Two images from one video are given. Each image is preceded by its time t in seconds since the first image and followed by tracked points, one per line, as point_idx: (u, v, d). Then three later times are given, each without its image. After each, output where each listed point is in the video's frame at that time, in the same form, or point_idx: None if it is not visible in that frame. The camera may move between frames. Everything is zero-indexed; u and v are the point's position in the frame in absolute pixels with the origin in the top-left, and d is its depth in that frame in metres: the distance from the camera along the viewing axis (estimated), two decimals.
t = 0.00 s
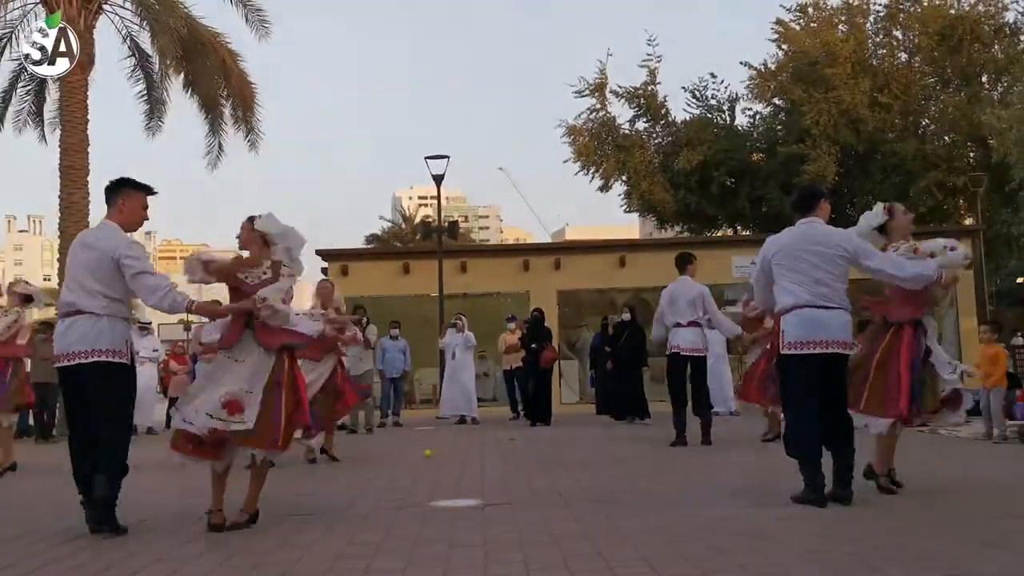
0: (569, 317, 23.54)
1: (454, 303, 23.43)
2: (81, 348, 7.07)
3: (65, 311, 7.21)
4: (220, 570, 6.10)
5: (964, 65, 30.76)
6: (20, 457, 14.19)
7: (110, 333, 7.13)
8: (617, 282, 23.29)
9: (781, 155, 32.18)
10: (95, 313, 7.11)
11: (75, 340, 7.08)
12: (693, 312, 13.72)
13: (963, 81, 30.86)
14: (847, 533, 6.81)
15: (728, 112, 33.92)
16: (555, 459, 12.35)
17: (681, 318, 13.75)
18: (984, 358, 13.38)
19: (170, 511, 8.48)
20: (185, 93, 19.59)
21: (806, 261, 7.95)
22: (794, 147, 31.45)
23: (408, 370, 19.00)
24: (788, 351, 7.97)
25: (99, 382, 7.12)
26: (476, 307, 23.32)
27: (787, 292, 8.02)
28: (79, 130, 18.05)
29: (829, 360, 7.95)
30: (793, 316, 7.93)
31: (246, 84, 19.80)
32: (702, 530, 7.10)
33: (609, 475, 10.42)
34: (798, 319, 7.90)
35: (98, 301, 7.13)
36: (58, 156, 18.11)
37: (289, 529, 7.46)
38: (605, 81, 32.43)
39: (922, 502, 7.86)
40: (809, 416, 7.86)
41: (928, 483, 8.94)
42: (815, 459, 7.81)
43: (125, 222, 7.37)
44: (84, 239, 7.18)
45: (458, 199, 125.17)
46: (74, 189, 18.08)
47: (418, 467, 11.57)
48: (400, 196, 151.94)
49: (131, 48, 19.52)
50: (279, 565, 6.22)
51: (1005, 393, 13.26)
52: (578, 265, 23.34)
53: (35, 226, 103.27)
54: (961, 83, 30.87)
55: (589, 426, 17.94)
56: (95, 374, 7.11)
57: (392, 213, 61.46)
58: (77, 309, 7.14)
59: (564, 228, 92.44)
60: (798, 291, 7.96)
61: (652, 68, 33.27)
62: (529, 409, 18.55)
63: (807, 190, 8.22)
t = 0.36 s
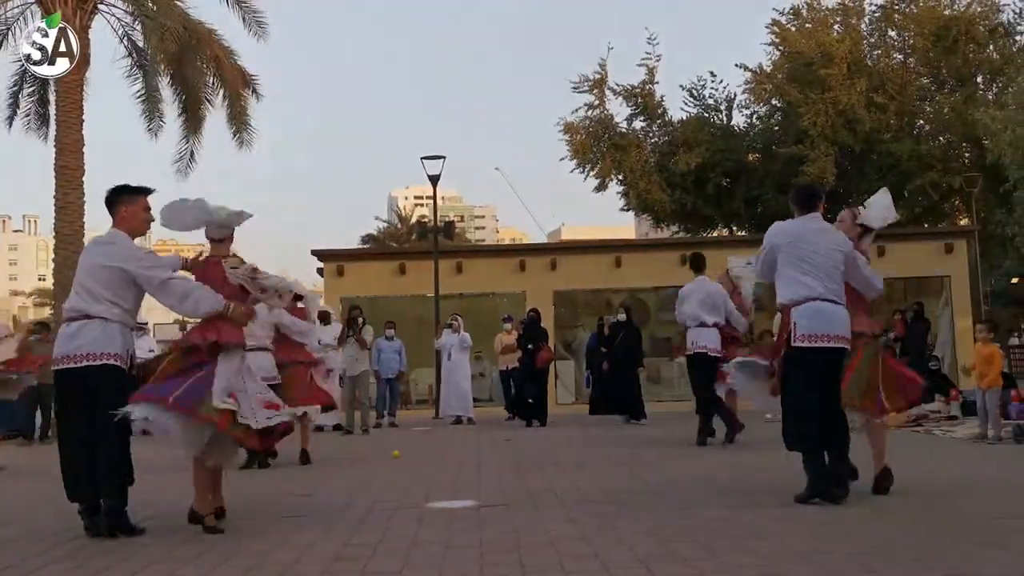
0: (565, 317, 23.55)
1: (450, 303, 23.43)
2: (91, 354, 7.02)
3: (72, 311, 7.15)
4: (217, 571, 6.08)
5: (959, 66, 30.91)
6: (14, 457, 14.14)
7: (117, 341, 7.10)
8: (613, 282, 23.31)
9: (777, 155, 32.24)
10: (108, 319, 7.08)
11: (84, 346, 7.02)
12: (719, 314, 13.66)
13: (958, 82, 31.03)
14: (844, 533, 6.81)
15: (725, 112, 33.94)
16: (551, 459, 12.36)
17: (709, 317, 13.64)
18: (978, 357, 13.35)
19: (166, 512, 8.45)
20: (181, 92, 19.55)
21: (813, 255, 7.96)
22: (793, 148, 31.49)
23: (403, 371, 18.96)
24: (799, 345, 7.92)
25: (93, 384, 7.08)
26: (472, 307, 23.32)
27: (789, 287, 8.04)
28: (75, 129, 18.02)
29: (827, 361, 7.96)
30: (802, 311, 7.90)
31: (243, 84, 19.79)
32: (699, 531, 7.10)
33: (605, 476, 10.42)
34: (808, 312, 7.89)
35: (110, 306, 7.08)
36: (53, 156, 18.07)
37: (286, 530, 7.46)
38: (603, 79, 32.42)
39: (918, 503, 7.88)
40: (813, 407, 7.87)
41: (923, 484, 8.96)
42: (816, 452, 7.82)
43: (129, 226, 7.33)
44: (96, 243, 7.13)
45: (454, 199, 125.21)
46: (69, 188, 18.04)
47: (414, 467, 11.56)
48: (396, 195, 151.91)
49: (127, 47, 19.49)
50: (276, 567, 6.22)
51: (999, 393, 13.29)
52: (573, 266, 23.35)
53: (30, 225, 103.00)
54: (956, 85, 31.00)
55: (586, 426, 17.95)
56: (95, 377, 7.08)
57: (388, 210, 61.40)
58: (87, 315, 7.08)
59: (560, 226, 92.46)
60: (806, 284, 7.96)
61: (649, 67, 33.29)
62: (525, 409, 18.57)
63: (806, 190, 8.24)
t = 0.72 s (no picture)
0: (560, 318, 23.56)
1: (445, 304, 23.43)
2: (99, 383, 7.00)
3: (78, 343, 7.12)
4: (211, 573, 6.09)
5: (953, 67, 30.97)
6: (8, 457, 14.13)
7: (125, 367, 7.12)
8: (608, 282, 23.30)
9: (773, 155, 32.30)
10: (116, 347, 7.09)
11: (91, 375, 6.99)
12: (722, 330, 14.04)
13: (953, 83, 31.07)
14: (836, 535, 6.82)
15: (721, 112, 33.97)
16: (547, 460, 12.37)
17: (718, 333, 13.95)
18: (972, 358, 13.33)
19: (160, 514, 8.46)
20: (177, 93, 19.54)
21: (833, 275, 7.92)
22: (787, 147, 31.55)
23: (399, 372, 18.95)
24: (830, 363, 7.79)
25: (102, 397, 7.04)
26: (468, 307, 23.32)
27: (805, 312, 7.91)
28: (70, 131, 18.00)
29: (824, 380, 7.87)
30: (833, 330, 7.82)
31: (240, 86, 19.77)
32: (694, 532, 7.13)
33: (601, 477, 10.43)
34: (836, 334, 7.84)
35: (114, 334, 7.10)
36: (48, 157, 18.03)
37: (283, 532, 7.46)
38: (599, 78, 32.48)
39: (912, 504, 7.91)
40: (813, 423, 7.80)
41: (918, 485, 8.98)
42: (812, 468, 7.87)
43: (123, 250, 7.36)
44: (91, 271, 7.11)
45: (450, 199, 125.29)
46: (63, 190, 18.01)
47: (409, 468, 11.57)
48: (392, 194, 151.91)
49: (121, 48, 19.46)
50: (270, 569, 6.23)
51: (992, 394, 13.31)
52: (569, 266, 23.34)
53: (26, 225, 102.93)
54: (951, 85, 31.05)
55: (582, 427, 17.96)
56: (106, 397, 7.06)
57: (383, 209, 61.47)
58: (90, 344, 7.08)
59: (556, 226, 92.53)
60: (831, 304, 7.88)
61: (646, 67, 33.31)
62: (520, 410, 18.57)
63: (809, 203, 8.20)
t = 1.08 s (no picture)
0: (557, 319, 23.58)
1: (442, 305, 23.45)
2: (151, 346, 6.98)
3: (130, 312, 6.96)
4: None
5: (950, 68, 30.96)
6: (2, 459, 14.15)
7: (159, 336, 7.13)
8: (605, 283, 23.32)
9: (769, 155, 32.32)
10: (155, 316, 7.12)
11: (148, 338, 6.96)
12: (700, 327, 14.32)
13: (948, 84, 31.05)
14: (828, 539, 6.85)
15: (718, 113, 34.01)
16: (542, 463, 12.39)
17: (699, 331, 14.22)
18: (965, 360, 13.32)
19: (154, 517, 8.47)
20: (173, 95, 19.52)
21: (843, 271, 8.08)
22: (782, 147, 31.57)
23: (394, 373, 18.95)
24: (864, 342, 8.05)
25: (116, 395, 6.89)
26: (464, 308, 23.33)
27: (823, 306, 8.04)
28: (65, 131, 17.97)
29: (841, 391, 8.02)
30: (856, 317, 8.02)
31: (237, 85, 19.74)
32: (687, 538, 7.11)
33: (595, 479, 10.47)
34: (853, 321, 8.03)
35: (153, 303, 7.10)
36: (43, 157, 18.01)
37: (276, 536, 7.48)
38: (595, 80, 32.51)
39: (902, 508, 7.94)
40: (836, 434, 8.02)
41: (911, 490, 8.98)
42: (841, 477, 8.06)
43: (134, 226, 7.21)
44: (134, 240, 7.01)
45: (447, 198, 125.28)
46: (58, 191, 17.98)
47: (404, 471, 11.58)
48: (389, 194, 151.93)
49: (115, 48, 19.42)
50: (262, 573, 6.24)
51: (987, 396, 13.33)
52: (565, 267, 23.35)
53: (22, 225, 102.83)
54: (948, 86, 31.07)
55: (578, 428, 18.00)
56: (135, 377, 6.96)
57: (380, 210, 61.50)
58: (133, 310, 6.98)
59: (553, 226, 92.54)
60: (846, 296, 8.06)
61: (642, 67, 33.32)
62: (516, 411, 18.58)
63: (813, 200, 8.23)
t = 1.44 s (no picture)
0: (554, 319, 23.59)
1: (439, 305, 23.51)
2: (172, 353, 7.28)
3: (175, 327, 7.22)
4: None
5: (946, 70, 30.93)
6: None
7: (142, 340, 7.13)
8: (602, 284, 23.35)
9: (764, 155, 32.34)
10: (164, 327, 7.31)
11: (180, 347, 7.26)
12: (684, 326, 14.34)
13: (944, 85, 31.06)
14: (823, 541, 6.86)
15: (714, 114, 34.05)
16: (538, 464, 12.39)
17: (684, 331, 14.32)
18: (962, 361, 13.33)
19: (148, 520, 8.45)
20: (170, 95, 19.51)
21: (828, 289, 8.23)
22: (776, 147, 31.62)
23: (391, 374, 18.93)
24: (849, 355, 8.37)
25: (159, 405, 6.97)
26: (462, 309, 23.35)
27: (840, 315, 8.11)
28: (62, 132, 17.95)
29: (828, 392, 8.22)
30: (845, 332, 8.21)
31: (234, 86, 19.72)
32: (681, 540, 7.13)
33: (590, 481, 10.47)
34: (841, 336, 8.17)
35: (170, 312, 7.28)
36: (40, 158, 17.98)
37: (272, 537, 7.47)
38: (591, 82, 32.55)
39: (898, 510, 7.95)
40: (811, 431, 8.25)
41: (906, 492, 9.00)
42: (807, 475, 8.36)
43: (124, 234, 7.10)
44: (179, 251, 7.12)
45: (444, 199, 125.30)
46: (55, 192, 17.97)
47: (400, 472, 11.58)
48: (386, 194, 151.92)
49: (113, 47, 19.40)
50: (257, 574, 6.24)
51: (983, 397, 13.37)
52: (562, 268, 23.36)
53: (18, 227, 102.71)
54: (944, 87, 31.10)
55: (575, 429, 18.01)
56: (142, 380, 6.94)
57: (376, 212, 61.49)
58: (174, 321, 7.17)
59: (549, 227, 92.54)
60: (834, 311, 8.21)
61: (638, 69, 33.34)
62: (513, 413, 18.58)
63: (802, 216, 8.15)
